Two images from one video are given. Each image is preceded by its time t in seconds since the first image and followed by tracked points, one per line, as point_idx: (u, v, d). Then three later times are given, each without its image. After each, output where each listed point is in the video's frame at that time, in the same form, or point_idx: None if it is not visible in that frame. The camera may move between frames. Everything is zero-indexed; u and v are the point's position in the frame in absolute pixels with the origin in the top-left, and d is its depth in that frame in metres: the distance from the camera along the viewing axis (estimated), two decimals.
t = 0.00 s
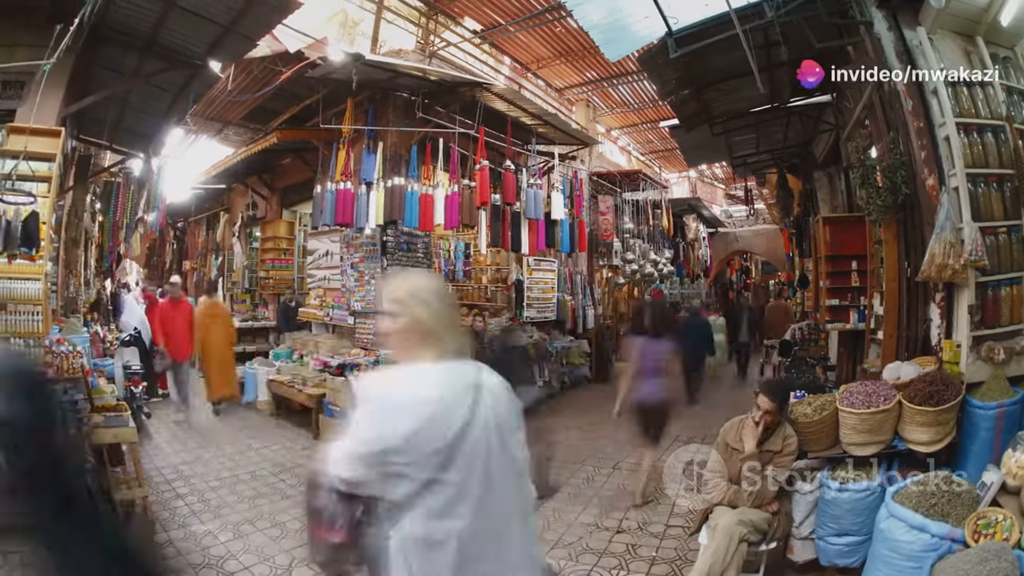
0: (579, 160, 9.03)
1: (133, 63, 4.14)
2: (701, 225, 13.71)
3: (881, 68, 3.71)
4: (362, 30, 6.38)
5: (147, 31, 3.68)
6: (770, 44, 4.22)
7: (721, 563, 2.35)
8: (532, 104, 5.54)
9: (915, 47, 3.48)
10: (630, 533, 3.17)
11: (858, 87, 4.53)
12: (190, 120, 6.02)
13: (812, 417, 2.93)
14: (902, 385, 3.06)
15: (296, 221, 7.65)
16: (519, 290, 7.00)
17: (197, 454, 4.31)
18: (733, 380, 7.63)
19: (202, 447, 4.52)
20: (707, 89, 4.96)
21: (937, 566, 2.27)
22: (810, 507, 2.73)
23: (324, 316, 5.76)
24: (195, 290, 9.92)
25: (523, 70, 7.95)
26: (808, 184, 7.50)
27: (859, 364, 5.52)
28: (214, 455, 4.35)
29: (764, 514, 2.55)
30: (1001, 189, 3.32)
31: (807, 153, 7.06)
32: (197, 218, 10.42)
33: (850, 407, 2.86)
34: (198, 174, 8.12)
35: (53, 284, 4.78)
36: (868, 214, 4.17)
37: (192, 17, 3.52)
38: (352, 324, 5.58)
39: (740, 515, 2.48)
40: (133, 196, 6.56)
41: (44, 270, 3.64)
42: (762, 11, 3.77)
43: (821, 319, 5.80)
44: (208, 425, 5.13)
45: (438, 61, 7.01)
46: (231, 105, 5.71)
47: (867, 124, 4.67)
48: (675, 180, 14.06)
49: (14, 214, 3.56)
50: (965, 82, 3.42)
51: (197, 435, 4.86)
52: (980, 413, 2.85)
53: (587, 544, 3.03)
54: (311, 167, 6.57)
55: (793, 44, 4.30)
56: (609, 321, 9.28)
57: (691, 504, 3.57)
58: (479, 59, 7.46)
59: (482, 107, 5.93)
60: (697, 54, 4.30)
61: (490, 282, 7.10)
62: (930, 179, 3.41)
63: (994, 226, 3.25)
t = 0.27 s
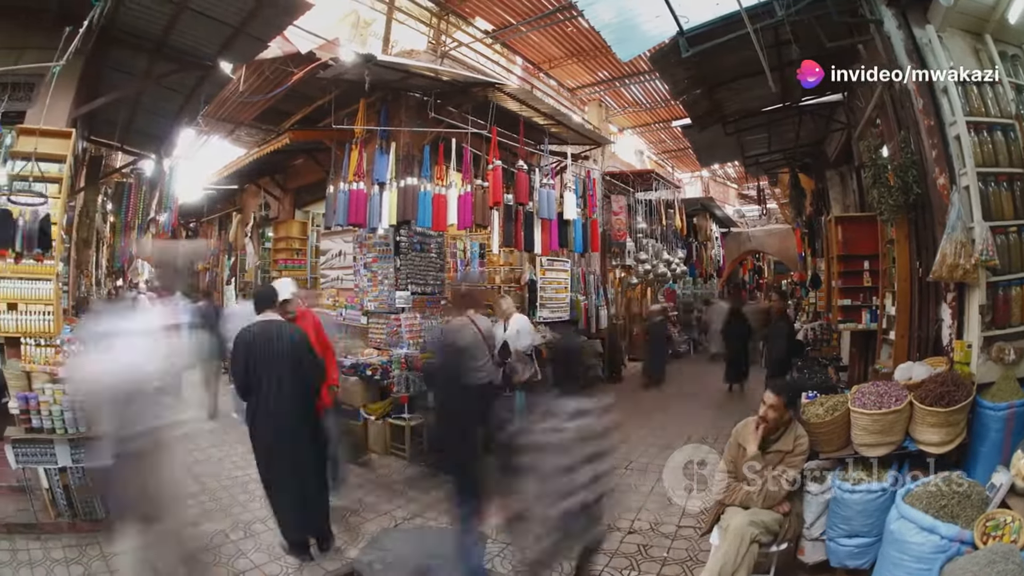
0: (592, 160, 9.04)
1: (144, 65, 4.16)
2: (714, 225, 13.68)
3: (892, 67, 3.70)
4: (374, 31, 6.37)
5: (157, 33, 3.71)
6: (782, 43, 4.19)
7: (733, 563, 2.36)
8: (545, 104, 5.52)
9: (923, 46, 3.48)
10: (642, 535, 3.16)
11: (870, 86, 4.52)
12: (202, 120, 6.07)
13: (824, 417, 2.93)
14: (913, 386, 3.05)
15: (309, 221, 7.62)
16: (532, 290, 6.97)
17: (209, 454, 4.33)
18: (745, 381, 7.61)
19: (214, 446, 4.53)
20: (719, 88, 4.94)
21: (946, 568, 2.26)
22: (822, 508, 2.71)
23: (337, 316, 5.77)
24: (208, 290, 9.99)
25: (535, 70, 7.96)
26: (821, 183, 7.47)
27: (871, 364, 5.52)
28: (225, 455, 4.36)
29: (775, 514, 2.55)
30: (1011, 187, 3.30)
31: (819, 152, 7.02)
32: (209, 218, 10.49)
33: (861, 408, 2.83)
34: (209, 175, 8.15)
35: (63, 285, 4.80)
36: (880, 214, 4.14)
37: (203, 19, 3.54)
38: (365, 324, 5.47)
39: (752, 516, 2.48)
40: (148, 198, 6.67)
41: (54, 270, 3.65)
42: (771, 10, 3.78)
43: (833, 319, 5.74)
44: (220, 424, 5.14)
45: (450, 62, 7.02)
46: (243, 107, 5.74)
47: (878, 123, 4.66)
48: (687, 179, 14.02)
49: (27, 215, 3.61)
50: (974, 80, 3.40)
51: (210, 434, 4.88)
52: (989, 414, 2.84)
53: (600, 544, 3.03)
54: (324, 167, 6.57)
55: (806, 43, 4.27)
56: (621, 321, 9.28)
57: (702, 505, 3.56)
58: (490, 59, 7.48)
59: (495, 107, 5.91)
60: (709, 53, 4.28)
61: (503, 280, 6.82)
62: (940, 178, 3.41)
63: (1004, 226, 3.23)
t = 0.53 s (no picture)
0: (606, 159, 9.04)
1: (156, 66, 4.20)
2: (729, 225, 13.63)
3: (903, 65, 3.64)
4: (387, 31, 6.41)
5: (169, 35, 3.74)
6: (794, 41, 4.18)
7: (746, 564, 2.35)
8: (559, 104, 5.51)
9: (935, 43, 3.44)
10: (655, 535, 3.14)
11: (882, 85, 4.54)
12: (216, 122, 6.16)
13: (840, 418, 2.89)
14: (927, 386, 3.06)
15: (324, 222, 7.71)
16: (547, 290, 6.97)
17: (224, 451, 4.35)
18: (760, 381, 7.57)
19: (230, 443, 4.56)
20: (733, 87, 4.92)
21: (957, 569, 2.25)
22: (834, 509, 2.69)
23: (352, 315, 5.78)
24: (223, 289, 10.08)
25: (549, 70, 7.97)
26: (835, 182, 7.43)
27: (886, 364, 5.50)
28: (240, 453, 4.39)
29: (787, 515, 2.54)
30: None
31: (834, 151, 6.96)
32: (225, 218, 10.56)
33: (874, 408, 2.85)
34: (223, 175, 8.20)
35: (78, 285, 4.84)
36: (892, 214, 4.17)
37: (216, 21, 3.56)
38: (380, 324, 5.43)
39: (764, 517, 2.46)
40: (160, 198, 6.79)
41: (67, 270, 3.67)
42: (785, 8, 3.79)
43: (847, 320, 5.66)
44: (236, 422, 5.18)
45: (464, 62, 7.04)
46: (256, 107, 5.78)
47: (891, 121, 4.65)
48: (702, 178, 13.99)
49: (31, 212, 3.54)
50: (985, 78, 3.38)
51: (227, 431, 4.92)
52: (1001, 416, 2.83)
53: (613, 544, 3.01)
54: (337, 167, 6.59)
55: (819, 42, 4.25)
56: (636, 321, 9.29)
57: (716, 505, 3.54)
58: (504, 59, 7.49)
59: (510, 107, 5.88)
60: (722, 52, 4.28)
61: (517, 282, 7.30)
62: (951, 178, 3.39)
63: (1019, 225, 3.21)
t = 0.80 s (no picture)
0: (621, 159, 9.04)
1: (169, 67, 4.23)
2: (744, 225, 13.59)
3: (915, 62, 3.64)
4: (400, 32, 6.47)
5: (182, 37, 3.78)
6: (807, 40, 4.18)
7: (759, 564, 2.31)
8: (574, 104, 5.52)
9: (945, 41, 3.46)
10: (669, 535, 3.14)
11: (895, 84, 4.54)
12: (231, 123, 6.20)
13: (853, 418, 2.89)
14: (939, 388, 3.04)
15: (339, 222, 7.75)
16: (564, 290, 6.97)
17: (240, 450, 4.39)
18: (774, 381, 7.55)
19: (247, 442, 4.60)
20: (748, 86, 4.91)
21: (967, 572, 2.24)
22: (846, 511, 2.67)
23: (368, 315, 5.81)
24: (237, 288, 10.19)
25: (563, 69, 7.98)
26: (848, 182, 7.40)
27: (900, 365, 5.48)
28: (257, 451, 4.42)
29: (801, 517, 2.50)
30: None
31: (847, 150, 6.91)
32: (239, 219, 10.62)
33: (887, 409, 2.84)
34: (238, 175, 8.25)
35: (94, 285, 4.87)
36: (906, 213, 4.18)
37: (229, 22, 3.58)
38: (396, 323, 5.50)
39: (777, 518, 2.44)
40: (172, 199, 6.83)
41: (81, 270, 3.70)
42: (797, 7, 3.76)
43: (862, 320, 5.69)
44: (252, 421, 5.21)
45: (478, 62, 7.06)
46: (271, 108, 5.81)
47: (904, 120, 4.65)
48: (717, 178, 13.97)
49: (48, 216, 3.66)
50: (997, 76, 3.38)
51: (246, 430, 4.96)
52: (1014, 417, 2.80)
53: (626, 544, 3.01)
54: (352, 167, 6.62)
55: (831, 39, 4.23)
56: (651, 320, 9.33)
57: (730, 506, 3.53)
58: (519, 59, 7.49)
59: (524, 107, 5.88)
60: (736, 51, 4.28)
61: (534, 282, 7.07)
62: (965, 176, 3.39)
63: None
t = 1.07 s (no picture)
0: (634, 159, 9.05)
1: (180, 69, 4.27)
2: (757, 225, 13.56)
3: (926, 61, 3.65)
4: (412, 32, 6.46)
5: (193, 40, 3.81)
6: (817, 39, 4.18)
7: (770, 565, 2.31)
8: (586, 103, 5.52)
9: (955, 40, 3.45)
10: (681, 536, 3.15)
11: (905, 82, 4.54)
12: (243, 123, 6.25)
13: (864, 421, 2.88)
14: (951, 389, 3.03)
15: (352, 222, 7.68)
16: (577, 290, 6.98)
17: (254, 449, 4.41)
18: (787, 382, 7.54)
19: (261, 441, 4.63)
20: (760, 85, 4.91)
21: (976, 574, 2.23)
22: (856, 512, 2.67)
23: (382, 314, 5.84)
24: (249, 288, 10.25)
25: (575, 69, 8.00)
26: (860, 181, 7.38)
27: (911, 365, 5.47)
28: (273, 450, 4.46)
29: (812, 518, 2.49)
30: None
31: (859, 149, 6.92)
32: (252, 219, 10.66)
33: (899, 411, 2.84)
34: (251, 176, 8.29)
35: (107, 284, 4.90)
36: (918, 212, 4.18)
37: (240, 24, 3.61)
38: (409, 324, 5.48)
39: (789, 518, 2.43)
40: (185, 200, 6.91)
41: (92, 271, 3.74)
42: (808, 5, 3.78)
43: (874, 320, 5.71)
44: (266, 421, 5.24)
45: (490, 62, 7.08)
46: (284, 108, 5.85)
47: (915, 119, 4.64)
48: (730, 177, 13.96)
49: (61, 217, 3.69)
50: (1008, 74, 3.37)
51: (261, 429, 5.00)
52: None
53: (637, 545, 3.02)
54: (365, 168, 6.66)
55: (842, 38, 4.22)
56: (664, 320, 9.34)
57: (742, 507, 3.52)
58: (531, 59, 7.51)
59: (537, 107, 5.89)
60: (747, 51, 4.29)
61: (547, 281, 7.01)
62: (975, 175, 3.39)
63: None
